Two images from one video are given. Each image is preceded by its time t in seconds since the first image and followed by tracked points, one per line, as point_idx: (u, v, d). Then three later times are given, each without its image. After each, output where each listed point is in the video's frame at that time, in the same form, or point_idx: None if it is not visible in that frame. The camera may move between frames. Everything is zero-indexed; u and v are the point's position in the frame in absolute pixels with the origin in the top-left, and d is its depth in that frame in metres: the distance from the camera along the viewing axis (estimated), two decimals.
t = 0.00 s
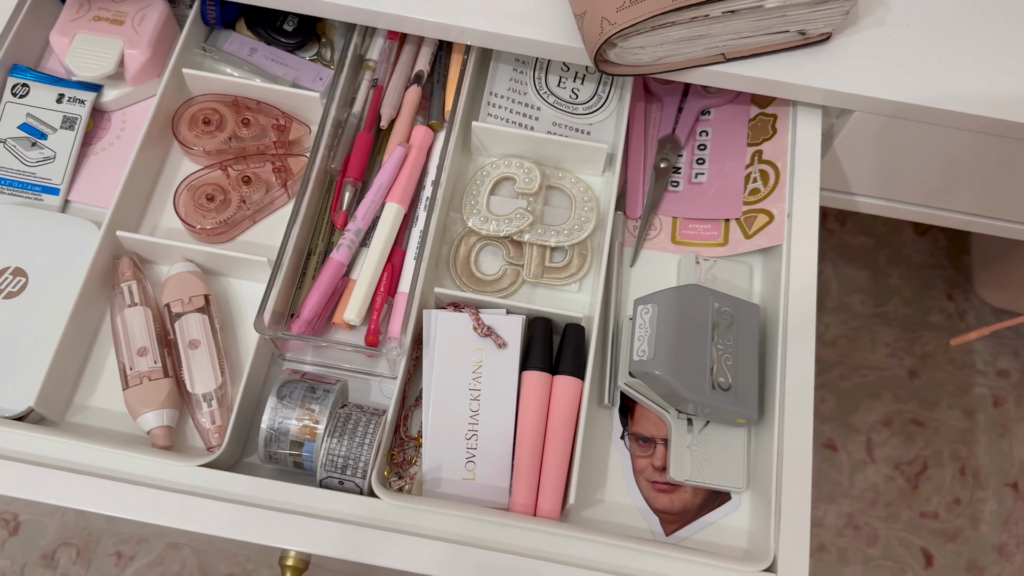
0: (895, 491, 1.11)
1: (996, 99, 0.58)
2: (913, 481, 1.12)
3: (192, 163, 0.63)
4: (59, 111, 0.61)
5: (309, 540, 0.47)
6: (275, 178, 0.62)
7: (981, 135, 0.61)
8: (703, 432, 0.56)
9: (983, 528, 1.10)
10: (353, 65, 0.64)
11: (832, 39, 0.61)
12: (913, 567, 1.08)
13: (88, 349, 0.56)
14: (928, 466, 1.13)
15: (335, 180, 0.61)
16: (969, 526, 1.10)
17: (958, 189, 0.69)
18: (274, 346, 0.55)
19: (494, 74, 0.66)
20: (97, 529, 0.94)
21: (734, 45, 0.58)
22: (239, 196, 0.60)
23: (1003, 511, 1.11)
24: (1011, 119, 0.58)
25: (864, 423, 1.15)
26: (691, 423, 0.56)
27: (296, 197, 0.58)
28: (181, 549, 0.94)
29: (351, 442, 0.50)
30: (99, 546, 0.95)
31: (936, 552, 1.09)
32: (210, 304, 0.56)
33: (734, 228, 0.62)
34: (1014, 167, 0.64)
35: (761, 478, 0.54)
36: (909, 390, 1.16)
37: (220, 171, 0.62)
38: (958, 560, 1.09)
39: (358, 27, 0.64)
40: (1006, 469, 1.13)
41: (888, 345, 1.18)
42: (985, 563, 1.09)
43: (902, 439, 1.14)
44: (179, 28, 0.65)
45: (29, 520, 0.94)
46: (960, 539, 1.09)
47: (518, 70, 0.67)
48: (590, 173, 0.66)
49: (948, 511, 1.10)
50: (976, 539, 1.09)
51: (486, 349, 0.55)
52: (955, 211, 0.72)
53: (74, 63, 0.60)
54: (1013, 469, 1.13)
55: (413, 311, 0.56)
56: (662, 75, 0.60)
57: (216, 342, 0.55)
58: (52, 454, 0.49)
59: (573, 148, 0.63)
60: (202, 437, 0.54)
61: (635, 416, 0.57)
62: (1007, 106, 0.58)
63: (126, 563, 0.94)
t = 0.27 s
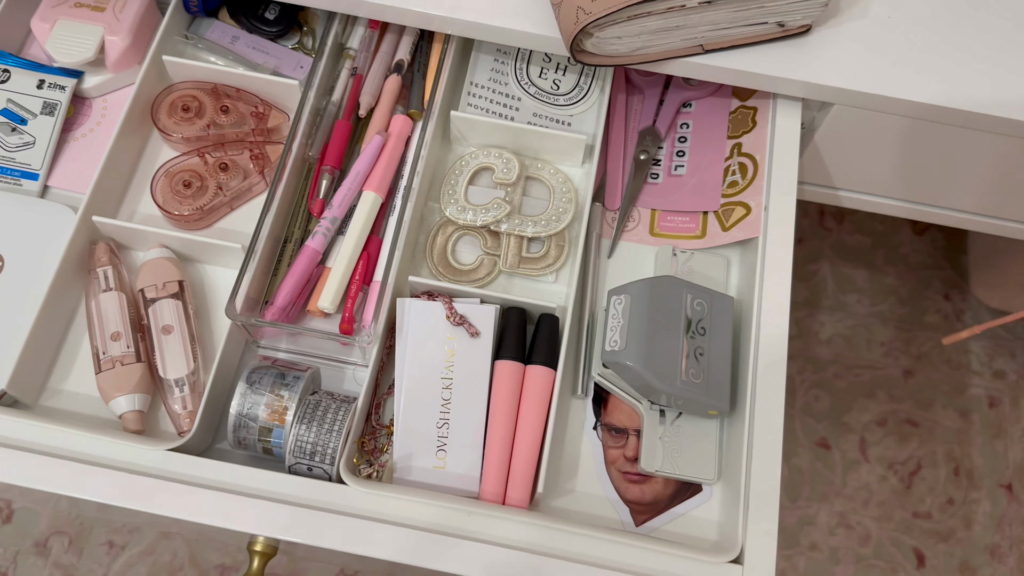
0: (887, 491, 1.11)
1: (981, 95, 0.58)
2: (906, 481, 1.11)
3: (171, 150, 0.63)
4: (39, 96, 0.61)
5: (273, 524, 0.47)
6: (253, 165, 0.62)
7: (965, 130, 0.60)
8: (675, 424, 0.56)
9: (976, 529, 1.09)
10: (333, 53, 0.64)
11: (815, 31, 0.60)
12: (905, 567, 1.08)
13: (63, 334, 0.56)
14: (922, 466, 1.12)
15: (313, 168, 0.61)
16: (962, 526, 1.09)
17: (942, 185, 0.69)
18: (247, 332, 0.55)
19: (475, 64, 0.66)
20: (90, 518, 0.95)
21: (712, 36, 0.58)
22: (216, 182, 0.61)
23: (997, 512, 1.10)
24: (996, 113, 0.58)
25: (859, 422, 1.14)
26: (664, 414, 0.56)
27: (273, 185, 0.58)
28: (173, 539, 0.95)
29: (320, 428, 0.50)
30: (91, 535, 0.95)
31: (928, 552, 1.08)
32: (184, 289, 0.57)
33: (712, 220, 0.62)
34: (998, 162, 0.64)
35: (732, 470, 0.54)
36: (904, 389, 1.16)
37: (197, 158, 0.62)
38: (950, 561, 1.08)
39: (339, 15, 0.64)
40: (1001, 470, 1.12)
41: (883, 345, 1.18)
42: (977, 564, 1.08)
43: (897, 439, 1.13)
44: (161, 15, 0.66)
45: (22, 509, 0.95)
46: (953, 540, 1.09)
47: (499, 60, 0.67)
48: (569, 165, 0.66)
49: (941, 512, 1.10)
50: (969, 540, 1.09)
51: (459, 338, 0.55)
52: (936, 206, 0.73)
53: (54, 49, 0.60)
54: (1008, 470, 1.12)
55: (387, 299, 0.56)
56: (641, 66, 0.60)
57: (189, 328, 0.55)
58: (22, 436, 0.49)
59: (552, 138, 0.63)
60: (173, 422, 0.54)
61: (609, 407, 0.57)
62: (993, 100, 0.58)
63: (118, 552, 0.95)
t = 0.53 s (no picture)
0: (882, 490, 1.10)
1: (969, 93, 0.57)
2: (902, 480, 1.10)
3: (144, 152, 0.62)
4: (11, 98, 0.60)
5: (243, 536, 0.46)
6: (226, 167, 0.61)
7: (954, 130, 0.59)
8: (654, 430, 0.55)
9: (972, 528, 1.08)
10: (309, 52, 0.63)
11: (800, 29, 0.59)
12: (901, 567, 1.07)
13: (33, 339, 0.55)
14: (918, 465, 1.11)
15: (288, 169, 0.61)
16: (958, 526, 1.08)
17: (930, 185, 0.68)
18: (218, 337, 0.54)
19: (454, 62, 0.65)
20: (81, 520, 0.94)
21: (693, 34, 0.57)
22: (188, 184, 0.60)
23: (993, 512, 1.09)
24: (984, 113, 0.56)
25: (854, 421, 1.13)
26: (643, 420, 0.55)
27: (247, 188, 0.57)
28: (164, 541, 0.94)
29: (290, 436, 0.49)
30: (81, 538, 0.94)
31: (924, 552, 1.08)
32: (155, 294, 0.56)
33: (694, 222, 0.61)
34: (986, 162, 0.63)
35: (711, 477, 0.53)
36: (900, 388, 1.15)
37: (170, 159, 0.61)
38: (946, 561, 1.07)
39: (314, 13, 0.63)
40: (998, 469, 1.11)
41: (879, 343, 1.17)
42: (973, 564, 1.07)
43: (892, 438, 1.12)
44: (135, 13, 0.64)
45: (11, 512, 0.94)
46: (949, 540, 1.08)
47: (479, 58, 0.66)
48: (550, 165, 0.65)
49: (937, 511, 1.09)
50: (965, 539, 1.08)
51: (434, 343, 0.54)
52: (921, 205, 0.72)
53: (24, 48, 0.59)
54: (1005, 469, 1.11)
55: (361, 304, 0.55)
56: (620, 65, 0.59)
57: (159, 334, 0.55)
58: None
59: (531, 139, 0.62)
60: (143, 429, 0.53)
61: (588, 412, 0.56)
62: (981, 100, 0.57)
63: (109, 553, 0.94)
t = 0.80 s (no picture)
0: (875, 494, 1.08)
1: (948, 105, 0.56)
2: (894, 484, 1.08)
3: (106, 177, 0.61)
4: None
5: None
6: (187, 192, 0.60)
7: (933, 145, 0.58)
8: (627, 460, 0.54)
9: (965, 532, 1.07)
10: (273, 71, 0.62)
11: (776, 43, 0.58)
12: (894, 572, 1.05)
13: None
14: (910, 469, 1.09)
15: (251, 194, 0.59)
16: (951, 530, 1.07)
17: (911, 199, 0.66)
18: (178, 371, 0.54)
19: (423, 80, 0.64)
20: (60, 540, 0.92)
21: (664, 52, 0.56)
22: (148, 211, 0.59)
23: (986, 515, 1.07)
24: (963, 127, 0.55)
25: (847, 424, 1.11)
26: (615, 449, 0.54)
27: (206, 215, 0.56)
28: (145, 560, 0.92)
29: (249, 475, 0.48)
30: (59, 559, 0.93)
31: (917, 556, 1.06)
32: (115, 325, 0.55)
33: (668, 242, 0.60)
34: (968, 178, 0.61)
35: (683, 509, 0.52)
36: (892, 390, 1.13)
37: (129, 185, 0.60)
38: (939, 565, 1.05)
39: (278, 32, 0.62)
40: (991, 471, 1.09)
41: (872, 345, 1.15)
42: (967, 568, 1.05)
43: (885, 441, 1.10)
44: (95, 33, 0.63)
45: None
46: (942, 544, 1.06)
47: (449, 76, 0.64)
48: (522, 185, 0.64)
49: (930, 515, 1.07)
50: (959, 543, 1.06)
51: (400, 374, 0.53)
52: (902, 219, 0.70)
53: None
54: (998, 471, 1.09)
55: (324, 333, 0.53)
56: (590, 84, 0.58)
57: (118, 367, 0.53)
58: None
59: (501, 159, 0.61)
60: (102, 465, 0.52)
61: (560, 441, 0.55)
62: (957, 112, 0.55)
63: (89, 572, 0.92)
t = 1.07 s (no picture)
0: (867, 492, 1.06)
1: (925, 104, 0.54)
2: (886, 481, 1.07)
3: (58, 191, 0.59)
4: None
5: None
6: (140, 207, 0.59)
7: (908, 147, 0.56)
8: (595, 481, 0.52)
9: (958, 528, 1.05)
10: (228, 79, 0.60)
11: (747, 45, 0.56)
12: (886, 570, 1.03)
13: None
14: (902, 465, 1.07)
15: (207, 208, 0.57)
16: (943, 526, 1.05)
17: (889, 201, 0.65)
18: (131, 396, 0.52)
19: (385, 86, 0.61)
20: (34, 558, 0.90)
21: (630, 57, 0.54)
22: (100, 228, 0.57)
23: (980, 511, 1.06)
24: (939, 129, 0.53)
25: (838, 421, 1.09)
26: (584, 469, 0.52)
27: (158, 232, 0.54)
28: None
29: (201, 505, 0.46)
30: None
31: (909, 554, 1.04)
32: (64, 349, 0.53)
33: (640, 252, 0.58)
34: (945, 181, 0.60)
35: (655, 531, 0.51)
36: (883, 386, 1.11)
37: (80, 201, 0.58)
38: (932, 562, 1.04)
39: (233, 38, 0.60)
40: (984, 466, 1.08)
41: (862, 340, 1.13)
42: (960, 564, 1.04)
43: (877, 438, 1.08)
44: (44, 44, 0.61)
45: None
46: (934, 541, 1.04)
47: (412, 81, 0.62)
48: (488, 194, 0.62)
49: (922, 512, 1.05)
50: (952, 540, 1.04)
51: (359, 396, 0.51)
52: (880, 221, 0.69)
53: None
54: (991, 466, 1.08)
55: (279, 354, 0.51)
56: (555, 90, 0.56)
57: (68, 392, 0.51)
58: None
59: (466, 167, 0.59)
60: (52, 494, 0.50)
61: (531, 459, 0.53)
62: (928, 110, 0.54)
63: None
